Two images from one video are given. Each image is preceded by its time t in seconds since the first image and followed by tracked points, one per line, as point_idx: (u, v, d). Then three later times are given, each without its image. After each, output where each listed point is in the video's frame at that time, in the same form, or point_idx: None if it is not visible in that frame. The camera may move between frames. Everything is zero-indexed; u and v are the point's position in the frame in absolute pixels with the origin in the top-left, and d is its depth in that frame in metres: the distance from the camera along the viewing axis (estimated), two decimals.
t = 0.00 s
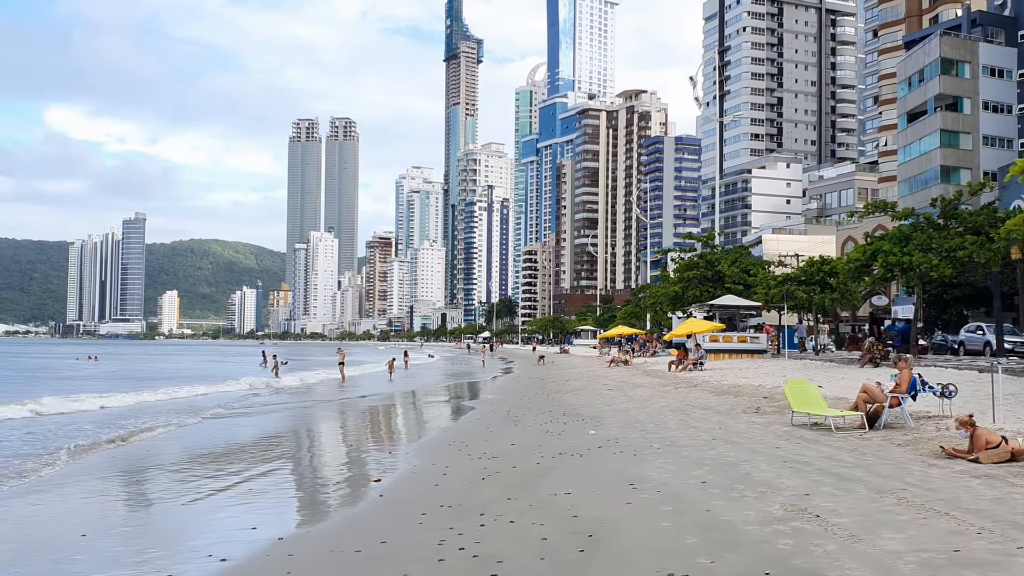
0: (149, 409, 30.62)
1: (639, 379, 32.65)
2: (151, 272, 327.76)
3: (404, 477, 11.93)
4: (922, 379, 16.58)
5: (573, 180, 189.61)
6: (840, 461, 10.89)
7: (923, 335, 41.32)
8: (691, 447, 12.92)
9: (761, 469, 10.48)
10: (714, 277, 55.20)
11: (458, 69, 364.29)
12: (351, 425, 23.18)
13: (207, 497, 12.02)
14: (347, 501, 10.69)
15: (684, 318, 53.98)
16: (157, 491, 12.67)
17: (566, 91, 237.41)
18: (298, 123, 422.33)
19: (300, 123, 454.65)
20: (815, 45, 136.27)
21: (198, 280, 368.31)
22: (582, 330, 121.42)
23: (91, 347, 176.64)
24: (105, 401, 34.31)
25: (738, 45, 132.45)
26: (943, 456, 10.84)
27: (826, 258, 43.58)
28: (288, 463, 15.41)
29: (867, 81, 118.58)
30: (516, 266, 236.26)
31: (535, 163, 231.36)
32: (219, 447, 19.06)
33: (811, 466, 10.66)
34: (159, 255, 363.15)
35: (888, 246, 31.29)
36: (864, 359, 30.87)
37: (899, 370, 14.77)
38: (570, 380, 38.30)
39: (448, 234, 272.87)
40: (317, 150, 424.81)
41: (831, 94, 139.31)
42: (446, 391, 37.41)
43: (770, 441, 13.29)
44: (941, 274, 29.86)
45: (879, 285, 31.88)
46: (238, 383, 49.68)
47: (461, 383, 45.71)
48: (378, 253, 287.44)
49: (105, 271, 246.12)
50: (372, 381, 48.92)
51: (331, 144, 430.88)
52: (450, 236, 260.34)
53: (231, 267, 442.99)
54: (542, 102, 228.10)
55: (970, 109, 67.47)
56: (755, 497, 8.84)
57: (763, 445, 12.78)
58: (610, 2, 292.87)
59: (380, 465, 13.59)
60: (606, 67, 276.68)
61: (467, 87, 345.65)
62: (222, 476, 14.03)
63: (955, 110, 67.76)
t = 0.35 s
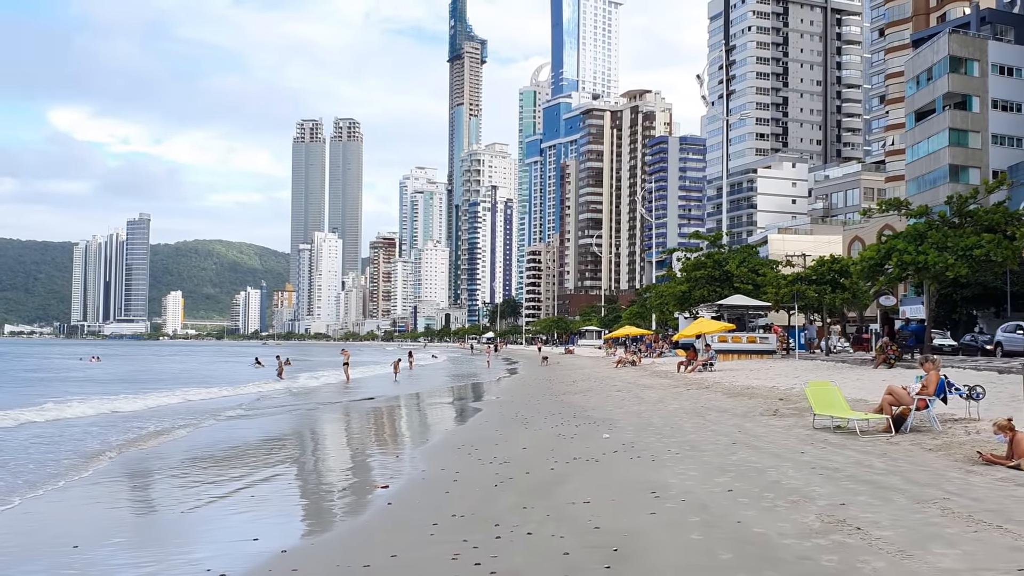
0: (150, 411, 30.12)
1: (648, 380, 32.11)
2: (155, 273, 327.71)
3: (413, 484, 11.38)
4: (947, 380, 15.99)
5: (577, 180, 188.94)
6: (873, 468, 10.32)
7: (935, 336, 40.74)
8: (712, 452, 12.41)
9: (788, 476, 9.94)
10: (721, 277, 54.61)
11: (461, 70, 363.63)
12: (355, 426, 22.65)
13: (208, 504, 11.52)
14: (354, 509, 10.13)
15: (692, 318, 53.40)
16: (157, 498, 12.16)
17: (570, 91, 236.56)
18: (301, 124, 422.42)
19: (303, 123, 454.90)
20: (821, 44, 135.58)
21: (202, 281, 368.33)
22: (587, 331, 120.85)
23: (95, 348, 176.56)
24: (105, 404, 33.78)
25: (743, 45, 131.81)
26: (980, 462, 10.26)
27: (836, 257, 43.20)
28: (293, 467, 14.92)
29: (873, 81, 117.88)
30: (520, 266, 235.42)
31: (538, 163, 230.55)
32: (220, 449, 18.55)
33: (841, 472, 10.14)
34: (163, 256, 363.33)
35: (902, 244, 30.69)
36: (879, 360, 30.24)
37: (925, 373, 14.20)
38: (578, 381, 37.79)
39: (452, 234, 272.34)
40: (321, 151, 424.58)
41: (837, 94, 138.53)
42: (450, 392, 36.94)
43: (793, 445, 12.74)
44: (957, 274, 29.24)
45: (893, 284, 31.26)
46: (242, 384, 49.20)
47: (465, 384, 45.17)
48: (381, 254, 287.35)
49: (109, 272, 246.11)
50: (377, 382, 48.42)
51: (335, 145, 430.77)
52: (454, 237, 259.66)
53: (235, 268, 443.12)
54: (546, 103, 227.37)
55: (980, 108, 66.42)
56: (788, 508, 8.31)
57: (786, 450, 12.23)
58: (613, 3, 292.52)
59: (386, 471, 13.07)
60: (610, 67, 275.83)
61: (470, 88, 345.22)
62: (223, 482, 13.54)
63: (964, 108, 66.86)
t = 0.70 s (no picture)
0: (151, 411, 29.60)
1: (658, 382, 31.53)
2: (161, 274, 327.98)
3: (424, 493, 10.83)
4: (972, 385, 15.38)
5: (582, 180, 188.31)
6: (907, 476, 9.76)
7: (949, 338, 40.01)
8: (735, 459, 11.85)
9: (820, 487, 9.35)
10: (729, 277, 53.87)
11: (466, 71, 363.06)
12: (360, 430, 22.07)
13: (209, 514, 11.00)
14: (362, 521, 9.59)
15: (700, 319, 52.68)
16: (155, 505, 11.64)
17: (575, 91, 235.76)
18: (306, 125, 422.55)
19: (309, 124, 455.02)
20: (827, 44, 134.75)
21: (207, 281, 368.66)
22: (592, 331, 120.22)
23: (101, 348, 176.58)
24: (105, 405, 33.26)
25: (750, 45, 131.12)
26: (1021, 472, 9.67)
27: (846, 257, 42.46)
28: (297, 473, 14.36)
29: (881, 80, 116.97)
30: (524, 266, 234.73)
31: (543, 163, 229.91)
32: (221, 453, 18.01)
33: (876, 482, 9.50)
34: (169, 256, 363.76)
35: (918, 243, 30.06)
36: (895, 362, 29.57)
37: (953, 376, 13.54)
38: (586, 383, 37.19)
39: (457, 235, 271.84)
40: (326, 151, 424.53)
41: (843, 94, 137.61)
42: (456, 395, 36.48)
43: (818, 452, 12.18)
44: (976, 274, 28.64)
45: (911, 285, 30.62)
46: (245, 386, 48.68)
47: (470, 386, 44.59)
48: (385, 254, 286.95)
49: (114, 272, 246.25)
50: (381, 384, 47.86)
51: (340, 145, 430.64)
52: (459, 237, 259.09)
53: (240, 268, 443.45)
54: (552, 103, 226.74)
55: (990, 106, 65.25)
56: (822, 522, 7.80)
57: (812, 457, 11.65)
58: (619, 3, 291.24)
59: (393, 478, 12.54)
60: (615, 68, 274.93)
61: (476, 89, 344.73)
62: (225, 489, 13.09)
63: (974, 107, 65.70)
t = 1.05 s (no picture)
0: (150, 409, 29.06)
1: (666, 381, 31.05)
2: (165, 274, 328.06)
3: (428, 496, 10.33)
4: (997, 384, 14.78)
5: (587, 179, 187.13)
6: (940, 479, 9.23)
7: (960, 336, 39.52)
8: (754, 460, 11.32)
9: (848, 489, 8.85)
10: (737, 274, 53.25)
11: (470, 70, 362.08)
12: (364, 429, 21.56)
13: (207, 517, 10.48)
14: (361, 529, 9.01)
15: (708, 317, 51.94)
16: (148, 509, 11.13)
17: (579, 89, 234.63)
18: (311, 124, 421.76)
19: (313, 123, 454.60)
20: (833, 41, 133.56)
21: (212, 280, 368.88)
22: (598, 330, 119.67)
23: (106, 347, 176.45)
24: (105, 404, 32.73)
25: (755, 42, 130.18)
26: None
27: (857, 253, 41.75)
28: (299, 473, 13.87)
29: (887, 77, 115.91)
30: (529, 265, 233.76)
31: (548, 162, 228.84)
32: (221, 452, 17.58)
33: (908, 484, 8.98)
34: (174, 256, 363.94)
35: (932, 239, 29.47)
36: (907, 360, 29.09)
37: (982, 371, 12.94)
38: (593, 381, 36.66)
39: (461, 234, 271.15)
40: (330, 150, 423.97)
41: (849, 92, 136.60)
42: (459, 395, 36.03)
43: (841, 452, 11.66)
44: (990, 270, 28.18)
45: (925, 281, 30.05)
46: (248, 386, 48.07)
47: (474, 385, 43.99)
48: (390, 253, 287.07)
49: (119, 271, 245.59)
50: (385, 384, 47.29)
51: (344, 144, 430.02)
52: (463, 237, 258.42)
53: (245, 267, 443.54)
54: (556, 101, 225.65)
55: (999, 103, 64.21)
56: (856, 527, 7.30)
57: (836, 458, 11.12)
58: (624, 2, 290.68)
59: (398, 479, 12.05)
60: (620, 66, 273.58)
61: (480, 88, 343.97)
62: (223, 489, 12.62)
63: (984, 104, 64.59)
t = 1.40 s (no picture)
0: (153, 411, 28.62)
1: (676, 381, 30.48)
2: (172, 274, 328.63)
3: (438, 504, 9.82)
4: None
5: (592, 178, 186.27)
6: (984, 487, 8.63)
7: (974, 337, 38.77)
8: (781, 464, 10.76)
9: (888, 498, 8.27)
10: (746, 274, 52.70)
11: (476, 69, 361.48)
12: (370, 431, 21.06)
13: (209, 525, 10.00)
14: (370, 537, 8.49)
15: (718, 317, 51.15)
16: (150, 517, 10.65)
17: (585, 89, 233.87)
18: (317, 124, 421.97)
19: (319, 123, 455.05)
20: (841, 40, 132.55)
21: (218, 280, 369.55)
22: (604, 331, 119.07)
23: (112, 348, 176.71)
24: (108, 406, 32.29)
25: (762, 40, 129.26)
26: None
27: (870, 252, 41.10)
28: (304, 477, 13.39)
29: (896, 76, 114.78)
30: (535, 265, 233.10)
31: (554, 162, 228.15)
32: (224, 454, 17.10)
33: (948, 492, 8.44)
34: (180, 256, 364.65)
35: (949, 236, 28.83)
36: (925, 359, 28.29)
37: (1017, 373, 12.29)
38: (602, 382, 36.15)
39: (467, 234, 270.81)
40: (336, 151, 424.01)
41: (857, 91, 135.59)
42: (465, 395, 35.67)
43: (870, 456, 11.09)
44: (1010, 269, 27.44)
45: (943, 280, 29.35)
46: (253, 386, 47.61)
47: (481, 386, 43.48)
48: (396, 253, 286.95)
49: (125, 272, 246.04)
50: (391, 384, 46.79)
51: (350, 145, 430.13)
52: (469, 237, 258.06)
53: (251, 267, 444.22)
54: (562, 101, 225.00)
55: (1011, 100, 63.19)
56: (902, 540, 6.72)
57: (865, 463, 10.55)
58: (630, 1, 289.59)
59: (405, 484, 11.55)
60: (626, 66, 272.62)
61: (486, 87, 343.41)
62: (224, 495, 12.05)
63: (995, 101, 63.58)
